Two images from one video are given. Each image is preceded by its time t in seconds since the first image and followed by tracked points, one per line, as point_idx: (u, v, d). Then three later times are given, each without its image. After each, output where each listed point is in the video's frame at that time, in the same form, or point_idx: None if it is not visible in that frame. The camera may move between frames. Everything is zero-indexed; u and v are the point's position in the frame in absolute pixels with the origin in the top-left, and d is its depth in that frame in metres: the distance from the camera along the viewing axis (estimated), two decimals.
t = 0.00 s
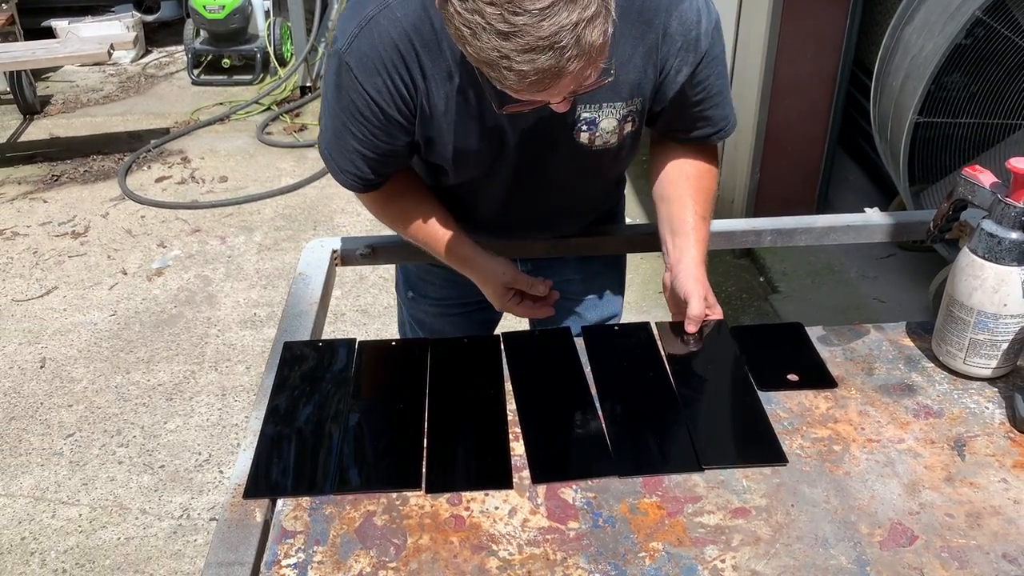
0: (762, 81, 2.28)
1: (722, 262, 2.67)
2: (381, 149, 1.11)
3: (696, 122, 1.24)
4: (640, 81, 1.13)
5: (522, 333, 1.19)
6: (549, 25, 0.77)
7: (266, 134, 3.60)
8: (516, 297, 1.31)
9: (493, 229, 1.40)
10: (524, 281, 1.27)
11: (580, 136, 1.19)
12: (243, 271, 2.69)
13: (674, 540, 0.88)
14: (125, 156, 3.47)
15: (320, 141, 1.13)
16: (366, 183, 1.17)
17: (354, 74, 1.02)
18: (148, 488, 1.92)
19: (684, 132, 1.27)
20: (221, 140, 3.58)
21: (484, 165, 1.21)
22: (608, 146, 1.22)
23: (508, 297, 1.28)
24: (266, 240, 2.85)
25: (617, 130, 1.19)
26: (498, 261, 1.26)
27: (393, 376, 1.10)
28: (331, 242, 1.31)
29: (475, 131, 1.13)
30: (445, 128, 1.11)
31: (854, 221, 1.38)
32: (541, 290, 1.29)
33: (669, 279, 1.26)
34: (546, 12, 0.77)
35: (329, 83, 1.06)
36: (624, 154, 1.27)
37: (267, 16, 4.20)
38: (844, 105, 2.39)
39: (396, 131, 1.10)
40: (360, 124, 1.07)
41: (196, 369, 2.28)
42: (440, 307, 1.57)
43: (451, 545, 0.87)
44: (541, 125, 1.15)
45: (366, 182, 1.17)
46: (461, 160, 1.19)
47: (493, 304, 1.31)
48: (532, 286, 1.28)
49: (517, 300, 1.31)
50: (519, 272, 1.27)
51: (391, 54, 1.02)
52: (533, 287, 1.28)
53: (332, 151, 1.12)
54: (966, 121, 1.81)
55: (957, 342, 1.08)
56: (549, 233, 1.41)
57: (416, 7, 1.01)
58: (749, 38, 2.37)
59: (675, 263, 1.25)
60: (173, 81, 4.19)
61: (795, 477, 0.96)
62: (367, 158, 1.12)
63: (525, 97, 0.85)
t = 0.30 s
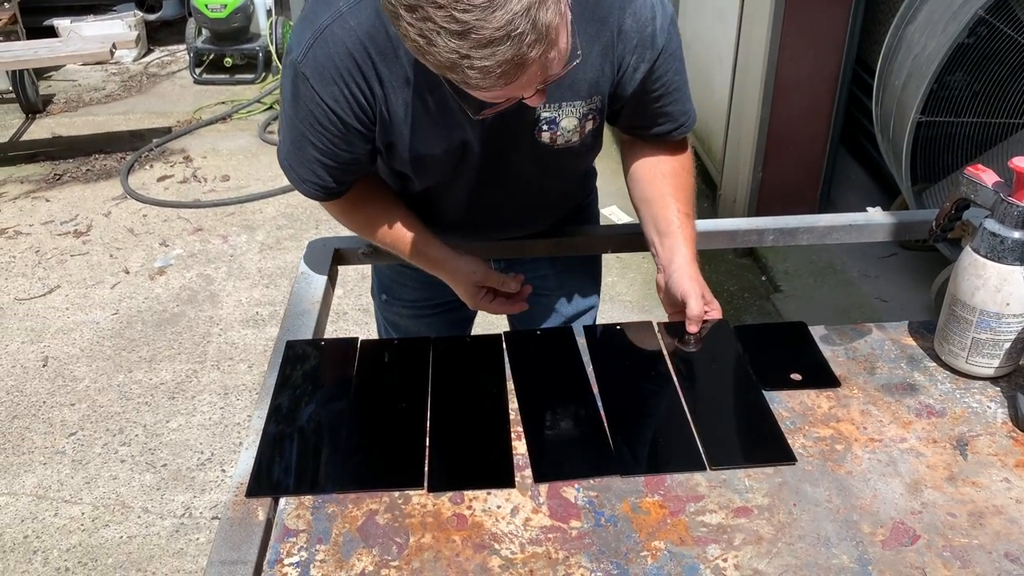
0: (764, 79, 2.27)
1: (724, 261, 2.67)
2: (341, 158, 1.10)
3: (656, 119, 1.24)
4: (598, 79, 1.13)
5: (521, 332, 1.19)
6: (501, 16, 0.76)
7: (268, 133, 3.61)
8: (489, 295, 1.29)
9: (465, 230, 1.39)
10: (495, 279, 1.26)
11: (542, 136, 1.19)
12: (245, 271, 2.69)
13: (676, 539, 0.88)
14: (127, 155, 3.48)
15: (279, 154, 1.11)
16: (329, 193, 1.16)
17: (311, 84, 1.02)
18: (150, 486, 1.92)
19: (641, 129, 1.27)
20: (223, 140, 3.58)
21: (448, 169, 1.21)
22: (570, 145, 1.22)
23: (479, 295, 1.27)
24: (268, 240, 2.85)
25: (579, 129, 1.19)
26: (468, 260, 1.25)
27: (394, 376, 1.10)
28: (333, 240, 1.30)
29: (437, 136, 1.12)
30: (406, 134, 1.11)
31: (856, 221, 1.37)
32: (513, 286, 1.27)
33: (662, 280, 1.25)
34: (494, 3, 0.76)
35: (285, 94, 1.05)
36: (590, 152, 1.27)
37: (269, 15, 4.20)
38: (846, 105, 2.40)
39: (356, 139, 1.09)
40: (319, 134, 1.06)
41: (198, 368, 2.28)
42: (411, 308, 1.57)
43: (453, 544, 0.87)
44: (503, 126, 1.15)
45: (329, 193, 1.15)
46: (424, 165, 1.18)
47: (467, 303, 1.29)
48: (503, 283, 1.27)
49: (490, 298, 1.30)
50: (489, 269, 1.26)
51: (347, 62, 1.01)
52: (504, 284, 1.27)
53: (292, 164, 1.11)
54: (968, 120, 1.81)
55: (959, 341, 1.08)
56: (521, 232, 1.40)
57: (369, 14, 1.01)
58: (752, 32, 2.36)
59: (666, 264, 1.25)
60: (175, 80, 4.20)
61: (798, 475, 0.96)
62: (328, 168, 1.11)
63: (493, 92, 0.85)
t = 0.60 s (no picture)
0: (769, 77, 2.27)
1: (728, 260, 2.66)
2: (337, 153, 1.10)
3: (653, 112, 1.24)
4: (596, 72, 1.13)
5: (525, 330, 1.20)
6: None
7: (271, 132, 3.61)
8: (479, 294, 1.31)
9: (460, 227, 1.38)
10: (485, 278, 1.27)
11: (540, 130, 1.18)
12: (249, 270, 2.69)
13: (679, 538, 0.88)
14: (131, 153, 3.48)
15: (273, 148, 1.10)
16: (324, 188, 1.15)
17: (307, 78, 1.01)
18: (153, 484, 1.93)
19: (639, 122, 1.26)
20: (226, 138, 3.58)
21: (444, 165, 1.20)
22: (569, 139, 1.21)
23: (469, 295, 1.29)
24: (272, 238, 2.86)
25: (576, 123, 1.19)
26: (462, 259, 1.25)
27: (397, 375, 1.10)
28: (336, 239, 1.31)
29: (433, 131, 1.12)
30: (402, 129, 1.11)
31: (859, 220, 1.37)
32: (503, 285, 1.30)
33: (666, 278, 1.26)
34: None
35: (280, 87, 1.04)
36: (587, 147, 1.26)
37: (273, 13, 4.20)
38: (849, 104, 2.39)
39: (352, 134, 1.08)
40: (315, 128, 1.05)
41: (202, 366, 2.28)
42: (409, 310, 1.57)
43: (456, 542, 0.87)
44: (500, 122, 1.15)
45: (324, 188, 1.15)
46: (419, 161, 1.18)
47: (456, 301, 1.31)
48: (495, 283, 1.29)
49: (480, 296, 1.32)
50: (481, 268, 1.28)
51: (344, 56, 1.01)
52: (495, 283, 1.29)
53: (287, 159, 1.10)
54: (972, 120, 1.81)
55: (963, 340, 1.08)
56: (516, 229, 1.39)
57: (366, 8, 1.01)
58: (756, 30, 2.35)
59: (671, 262, 1.25)
60: (179, 79, 4.21)
61: (800, 474, 0.96)
62: (324, 163, 1.10)
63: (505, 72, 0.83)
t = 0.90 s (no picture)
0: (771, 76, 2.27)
1: (730, 259, 2.66)
2: (369, 153, 1.10)
3: (677, 106, 1.25)
4: (625, 70, 1.14)
5: (528, 329, 1.20)
6: None
7: (274, 131, 3.62)
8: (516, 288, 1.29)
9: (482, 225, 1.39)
10: (520, 271, 1.26)
11: (568, 126, 1.18)
12: (252, 268, 2.70)
13: (680, 536, 0.88)
14: (134, 152, 3.49)
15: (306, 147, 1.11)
16: (356, 187, 1.16)
17: (342, 79, 1.01)
18: (157, 482, 1.93)
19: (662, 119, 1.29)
20: (230, 137, 3.59)
21: (474, 163, 1.21)
22: (594, 136, 1.21)
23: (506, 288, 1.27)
24: (275, 237, 2.86)
25: (604, 119, 1.18)
26: (494, 254, 1.25)
27: (399, 374, 1.10)
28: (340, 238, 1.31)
29: (464, 130, 1.13)
30: (435, 128, 1.11)
31: (861, 220, 1.37)
32: (539, 277, 1.27)
33: (669, 276, 1.26)
34: None
35: (315, 87, 1.05)
36: (612, 143, 1.27)
37: (276, 12, 4.20)
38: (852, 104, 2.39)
39: (384, 133, 1.09)
40: (349, 129, 1.06)
41: (206, 364, 2.29)
42: (428, 307, 1.58)
43: (458, 539, 0.87)
44: (531, 121, 1.15)
45: (355, 187, 1.15)
46: (450, 159, 1.18)
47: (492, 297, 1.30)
48: (530, 276, 1.27)
49: (516, 289, 1.30)
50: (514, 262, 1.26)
51: (379, 56, 1.01)
52: (530, 276, 1.27)
53: (319, 158, 1.11)
54: (975, 120, 1.80)
55: (965, 339, 1.08)
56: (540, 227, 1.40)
57: (402, 8, 1.00)
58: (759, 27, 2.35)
59: (674, 261, 1.25)
60: (182, 78, 4.21)
61: (802, 473, 0.96)
62: (356, 163, 1.11)
63: (543, 75, 0.84)
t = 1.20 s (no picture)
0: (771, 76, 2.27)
1: (731, 259, 2.66)
2: (402, 149, 1.09)
3: (705, 104, 1.26)
4: (659, 70, 1.13)
5: (528, 327, 1.19)
6: None
7: (275, 130, 3.62)
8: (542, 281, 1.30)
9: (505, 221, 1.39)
10: (546, 264, 1.26)
11: (599, 124, 1.18)
12: (252, 267, 2.70)
13: (679, 534, 0.88)
14: (136, 151, 3.49)
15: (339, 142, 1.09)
16: (387, 183, 1.14)
17: (381, 73, 1.00)
18: (157, 480, 1.93)
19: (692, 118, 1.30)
20: (231, 136, 3.59)
21: (504, 158, 1.20)
22: (624, 134, 1.21)
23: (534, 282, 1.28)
24: (276, 236, 2.87)
25: (635, 117, 1.19)
26: (521, 249, 1.25)
27: (399, 372, 1.10)
28: (340, 236, 1.31)
29: (498, 126, 1.12)
30: (471, 123, 1.10)
31: (862, 220, 1.37)
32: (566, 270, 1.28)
33: (676, 271, 1.26)
34: None
35: (352, 81, 1.03)
36: (638, 141, 1.27)
37: (278, 11, 4.21)
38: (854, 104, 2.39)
39: (419, 129, 1.08)
40: (385, 123, 1.05)
41: (207, 363, 2.29)
42: (446, 307, 1.58)
43: (458, 537, 0.87)
44: (564, 117, 1.16)
45: (387, 182, 1.14)
46: (480, 154, 1.18)
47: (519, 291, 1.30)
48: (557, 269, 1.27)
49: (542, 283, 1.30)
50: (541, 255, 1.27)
51: (419, 51, 1.00)
52: (556, 268, 1.27)
53: (351, 153, 1.09)
54: (976, 120, 1.80)
55: (965, 338, 1.08)
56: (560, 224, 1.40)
57: (442, 3, 1.00)
58: (760, 27, 2.35)
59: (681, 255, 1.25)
60: (184, 77, 4.22)
61: (802, 472, 0.96)
62: (389, 158, 1.09)
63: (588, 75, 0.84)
